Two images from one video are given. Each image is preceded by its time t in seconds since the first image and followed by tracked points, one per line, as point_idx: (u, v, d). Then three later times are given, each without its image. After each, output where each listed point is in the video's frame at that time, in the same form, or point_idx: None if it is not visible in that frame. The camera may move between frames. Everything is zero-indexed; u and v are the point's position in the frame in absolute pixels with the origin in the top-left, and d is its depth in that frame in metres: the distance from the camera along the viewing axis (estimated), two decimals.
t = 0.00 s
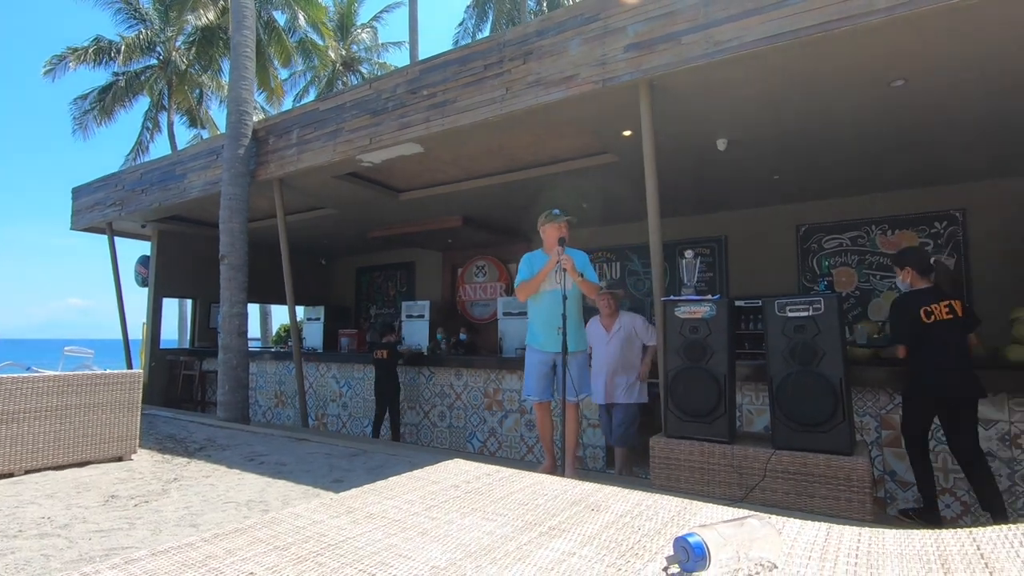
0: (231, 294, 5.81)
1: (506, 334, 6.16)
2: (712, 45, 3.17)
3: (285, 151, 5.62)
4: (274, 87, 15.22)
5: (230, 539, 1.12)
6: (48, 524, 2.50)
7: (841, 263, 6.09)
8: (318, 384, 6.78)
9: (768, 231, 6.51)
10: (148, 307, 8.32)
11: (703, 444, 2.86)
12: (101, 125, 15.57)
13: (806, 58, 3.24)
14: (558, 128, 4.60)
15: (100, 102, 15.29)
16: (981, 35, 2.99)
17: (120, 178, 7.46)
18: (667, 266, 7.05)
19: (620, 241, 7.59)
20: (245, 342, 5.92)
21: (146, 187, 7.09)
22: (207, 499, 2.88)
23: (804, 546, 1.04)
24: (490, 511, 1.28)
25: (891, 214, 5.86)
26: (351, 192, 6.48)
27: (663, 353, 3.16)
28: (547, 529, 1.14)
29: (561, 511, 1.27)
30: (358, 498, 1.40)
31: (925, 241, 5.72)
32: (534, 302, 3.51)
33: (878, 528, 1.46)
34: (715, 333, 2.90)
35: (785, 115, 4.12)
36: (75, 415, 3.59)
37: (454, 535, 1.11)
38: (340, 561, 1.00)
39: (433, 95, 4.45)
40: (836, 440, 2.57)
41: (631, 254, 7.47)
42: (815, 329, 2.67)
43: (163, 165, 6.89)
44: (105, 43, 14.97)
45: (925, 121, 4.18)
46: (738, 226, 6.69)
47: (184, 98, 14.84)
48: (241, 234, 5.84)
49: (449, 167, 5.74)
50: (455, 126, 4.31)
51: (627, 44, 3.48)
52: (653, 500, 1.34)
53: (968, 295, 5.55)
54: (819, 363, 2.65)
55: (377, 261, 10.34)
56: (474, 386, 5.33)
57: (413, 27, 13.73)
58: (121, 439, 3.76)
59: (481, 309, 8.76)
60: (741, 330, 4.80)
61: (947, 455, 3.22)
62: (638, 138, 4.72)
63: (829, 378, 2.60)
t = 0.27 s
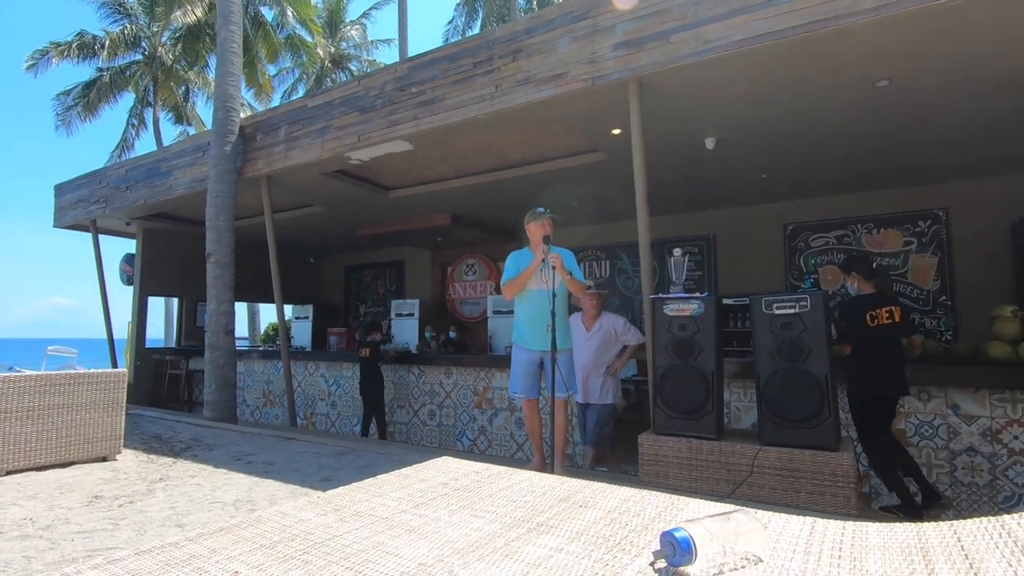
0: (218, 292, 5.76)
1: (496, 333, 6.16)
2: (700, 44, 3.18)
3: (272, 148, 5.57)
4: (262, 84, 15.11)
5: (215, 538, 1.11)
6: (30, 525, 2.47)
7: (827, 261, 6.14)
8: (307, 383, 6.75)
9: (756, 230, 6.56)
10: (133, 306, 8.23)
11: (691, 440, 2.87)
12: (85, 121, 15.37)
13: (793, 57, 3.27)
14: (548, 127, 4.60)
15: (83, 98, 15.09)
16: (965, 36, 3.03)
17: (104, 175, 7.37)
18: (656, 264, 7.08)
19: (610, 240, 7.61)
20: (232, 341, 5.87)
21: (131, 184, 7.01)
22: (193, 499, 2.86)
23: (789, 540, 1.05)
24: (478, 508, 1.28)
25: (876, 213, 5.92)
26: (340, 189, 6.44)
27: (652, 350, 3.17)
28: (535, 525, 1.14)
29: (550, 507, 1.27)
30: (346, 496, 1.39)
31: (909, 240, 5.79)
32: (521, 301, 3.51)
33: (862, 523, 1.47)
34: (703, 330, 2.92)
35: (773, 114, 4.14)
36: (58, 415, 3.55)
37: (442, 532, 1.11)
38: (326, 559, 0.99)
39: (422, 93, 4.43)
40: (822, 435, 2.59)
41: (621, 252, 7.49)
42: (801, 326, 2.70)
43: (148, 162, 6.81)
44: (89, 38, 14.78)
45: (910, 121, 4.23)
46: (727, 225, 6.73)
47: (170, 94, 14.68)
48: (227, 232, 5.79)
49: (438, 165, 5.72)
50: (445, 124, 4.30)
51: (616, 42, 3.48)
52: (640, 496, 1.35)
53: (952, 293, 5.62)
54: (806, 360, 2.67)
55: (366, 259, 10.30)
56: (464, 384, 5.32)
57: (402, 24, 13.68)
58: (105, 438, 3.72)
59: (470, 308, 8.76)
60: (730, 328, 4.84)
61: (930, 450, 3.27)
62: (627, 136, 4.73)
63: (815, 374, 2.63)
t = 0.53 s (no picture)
0: (208, 290, 5.72)
1: (489, 330, 6.16)
2: (693, 42, 3.18)
3: (263, 144, 5.53)
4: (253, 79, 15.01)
5: (206, 538, 1.11)
6: (17, 526, 2.44)
7: (818, 259, 6.19)
8: (299, 381, 6.72)
9: (748, 228, 6.59)
10: (122, 303, 8.17)
11: (683, 438, 2.88)
12: (72, 116, 15.21)
13: (785, 55, 3.28)
14: (540, 124, 4.60)
15: (71, 93, 14.93)
16: (955, 36, 3.05)
17: (92, 171, 7.29)
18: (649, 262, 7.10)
19: (603, 237, 7.62)
20: (223, 338, 5.83)
21: (120, 180, 6.94)
22: (184, 498, 2.84)
23: (780, 537, 1.06)
24: (471, 506, 1.28)
25: (867, 212, 5.97)
26: (332, 186, 6.41)
27: (644, 348, 3.18)
28: (528, 523, 1.14)
29: (543, 505, 1.27)
30: (338, 495, 1.38)
31: (899, 238, 5.84)
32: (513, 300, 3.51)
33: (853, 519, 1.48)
34: (695, 328, 2.93)
35: (765, 112, 4.16)
36: (46, 414, 3.51)
37: (435, 531, 1.11)
38: (319, 559, 0.99)
39: (414, 89, 4.42)
40: (812, 432, 2.61)
41: (614, 250, 7.51)
42: (792, 324, 2.71)
43: (137, 158, 6.75)
44: (76, 32, 14.61)
45: (900, 120, 4.26)
46: (719, 223, 6.76)
47: (160, 89, 14.54)
48: (218, 229, 5.75)
49: (431, 162, 5.70)
50: (438, 120, 4.29)
51: (609, 39, 3.48)
52: (633, 494, 1.35)
53: (940, 291, 5.67)
54: (797, 357, 2.69)
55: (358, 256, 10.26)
56: (457, 382, 5.32)
57: (395, 20, 13.63)
58: (95, 437, 3.69)
59: (463, 305, 8.72)
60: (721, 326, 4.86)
61: (918, 446, 3.29)
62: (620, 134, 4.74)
63: (806, 372, 2.64)
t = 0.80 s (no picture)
0: (209, 290, 5.71)
1: (490, 332, 6.15)
2: (698, 45, 3.17)
3: (266, 144, 5.52)
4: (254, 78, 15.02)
5: (210, 548, 1.10)
6: (17, 529, 2.43)
7: (820, 263, 6.18)
8: (299, 381, 6.71)
9: (751, 231, 6.57)
10: (123, 302, 8.16)
11: (686, 443, 2.87)
12: (74, 114, 15.21)
13: (790, 60, 3.27)
14: (543, 126, 4.59)
15: (73, 91, 14.94)
16: (961, 41, 3.04)
17: (94, 170, 7.28)
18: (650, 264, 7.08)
19: (605, 239, 7.61)
20: (224, 339, 5.82)
21: (121, 180, 6.94)
22: (184, 502, 2.83)
23: (788, 551, 1.05)
24: (476, 516, 1.27)
25: (870, 215, 5.95)
26: (334, 187, 6.40)
27: (647, 352, 3.16)
28: (534, 535, 1.13)
29: (548, 516, 1.26)
30: (342, 504, 1.37)
31: (901, 242, 5.82)
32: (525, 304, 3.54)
33: (859, 529, 1.47)
34: (699, 333, 2.91)
35: (769, 116, 4.15)
36: (47, 415, 3.50)
37: (440, 543, 1.10)
38: (324, 572, 0.98)
39: (417, 91, 4.41)
40: (817, 439, 2.60)
41: (615, 252, 7.50)
42: (796, 330, 2.70)
43: (139, 157, 6.74)
44: (77, 30, 14.60)
45: (904, 124, 4.25)
46: (721, 225, 6.75)
47: (161, 88, 14.55)
48: (220, 229, 5.75)
49: (433, 163, 5.70)
50: (440, 122, 4.27)
51: (614, 42, 3.47)
52: (638, 504, 1.34)
53: (943, 295, 5.66)
54: (801, 363, 2.68)
55: (359, 256, 10.26)
56: (458, 384, 5.31)
57: (396, 20, 13.65)
58: (95, 439, 3.69)
59: (464, 306, 8.79)
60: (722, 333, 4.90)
61: (921, 452, 3.27)
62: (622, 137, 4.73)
63: (810, 378, 2.63)
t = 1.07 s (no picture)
0: (215, 295, 5.73)
1: (495, 339, 6.14)
2: (706, 60, 3.17)
3: (273, 151, 5.55)
4: (263, 81, 15.11)
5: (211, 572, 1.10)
6: (21, 537, 2.44)
7: (827, 274, 6.14)
8: (303, 386, 6.72)
9: (757, 241, 6.55)
10: (130, 305, 8.20)
11: (690, 459, 2.85)
12: (84, 115, 15.34)
13: (798, 75, 3.26)
14: (550, 136, 4.60)
15: (84, 92, 15.06)
16: (970, 57, 3.03)
17: (103, 173, 7.34)
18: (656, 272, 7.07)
19: (611, 247, 7.60)
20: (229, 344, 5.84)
21: (130, 183, 6.98)
22: (187, 510, 2.83)
23: None
24: (478, 539, 1.26)
25: (877, 227, 5.92)
26: (341, 193, 6.43)
27: (652, 366, 3.15)
28: (536, 563, 1.13)
29: (550, 540, 1.25)
30: (343, 524, 1.37)
31: (909, 254, 5.79)
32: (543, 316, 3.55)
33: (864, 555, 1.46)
34: (704, 348, 2.90)
35: (776, 128, 4.14)
36: (52, 421, 3.52)
37: (442, 570, 1.09)
38: None
39: (425, 100, 4.43)
40: (823, 457, 2.58)
41: (621, 260, 7.49)
42: (803, 346, 2.68)
43: (148, 161, 6.78)
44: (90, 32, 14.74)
45: (913, 137, 4.23)
46: (727, 235, 6.73)
47: (171, 90, 14.66)
48: (227, 235, 5.77)
49: (440, 171, 5.71)
50: (448, 131, 4.29)
51: (621, 55, 3.48)
52: (641, 528, 1.33)
53: (951, 309, 5.62)
54: (807, 381, 2.66)
55: (365, 261, 10.28)
56: (461, 391, 5.30)
57: (405, 25, 13.72)
58: (99, 444, 3.70)
59: (469, 312, 8.69)
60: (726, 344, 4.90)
61: (928, 469, 3.24)
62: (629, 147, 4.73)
63: (817, 396, 2.61)
